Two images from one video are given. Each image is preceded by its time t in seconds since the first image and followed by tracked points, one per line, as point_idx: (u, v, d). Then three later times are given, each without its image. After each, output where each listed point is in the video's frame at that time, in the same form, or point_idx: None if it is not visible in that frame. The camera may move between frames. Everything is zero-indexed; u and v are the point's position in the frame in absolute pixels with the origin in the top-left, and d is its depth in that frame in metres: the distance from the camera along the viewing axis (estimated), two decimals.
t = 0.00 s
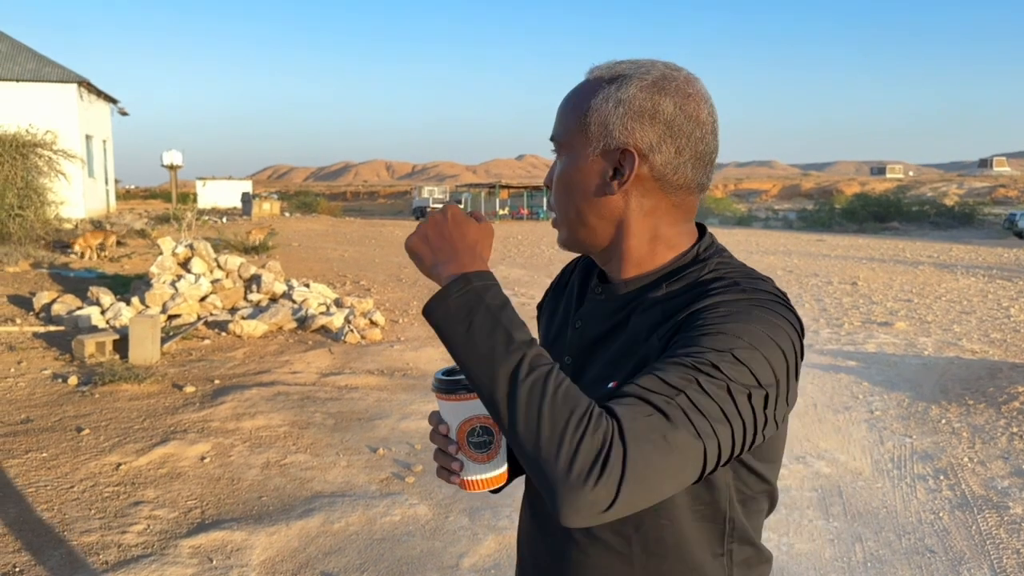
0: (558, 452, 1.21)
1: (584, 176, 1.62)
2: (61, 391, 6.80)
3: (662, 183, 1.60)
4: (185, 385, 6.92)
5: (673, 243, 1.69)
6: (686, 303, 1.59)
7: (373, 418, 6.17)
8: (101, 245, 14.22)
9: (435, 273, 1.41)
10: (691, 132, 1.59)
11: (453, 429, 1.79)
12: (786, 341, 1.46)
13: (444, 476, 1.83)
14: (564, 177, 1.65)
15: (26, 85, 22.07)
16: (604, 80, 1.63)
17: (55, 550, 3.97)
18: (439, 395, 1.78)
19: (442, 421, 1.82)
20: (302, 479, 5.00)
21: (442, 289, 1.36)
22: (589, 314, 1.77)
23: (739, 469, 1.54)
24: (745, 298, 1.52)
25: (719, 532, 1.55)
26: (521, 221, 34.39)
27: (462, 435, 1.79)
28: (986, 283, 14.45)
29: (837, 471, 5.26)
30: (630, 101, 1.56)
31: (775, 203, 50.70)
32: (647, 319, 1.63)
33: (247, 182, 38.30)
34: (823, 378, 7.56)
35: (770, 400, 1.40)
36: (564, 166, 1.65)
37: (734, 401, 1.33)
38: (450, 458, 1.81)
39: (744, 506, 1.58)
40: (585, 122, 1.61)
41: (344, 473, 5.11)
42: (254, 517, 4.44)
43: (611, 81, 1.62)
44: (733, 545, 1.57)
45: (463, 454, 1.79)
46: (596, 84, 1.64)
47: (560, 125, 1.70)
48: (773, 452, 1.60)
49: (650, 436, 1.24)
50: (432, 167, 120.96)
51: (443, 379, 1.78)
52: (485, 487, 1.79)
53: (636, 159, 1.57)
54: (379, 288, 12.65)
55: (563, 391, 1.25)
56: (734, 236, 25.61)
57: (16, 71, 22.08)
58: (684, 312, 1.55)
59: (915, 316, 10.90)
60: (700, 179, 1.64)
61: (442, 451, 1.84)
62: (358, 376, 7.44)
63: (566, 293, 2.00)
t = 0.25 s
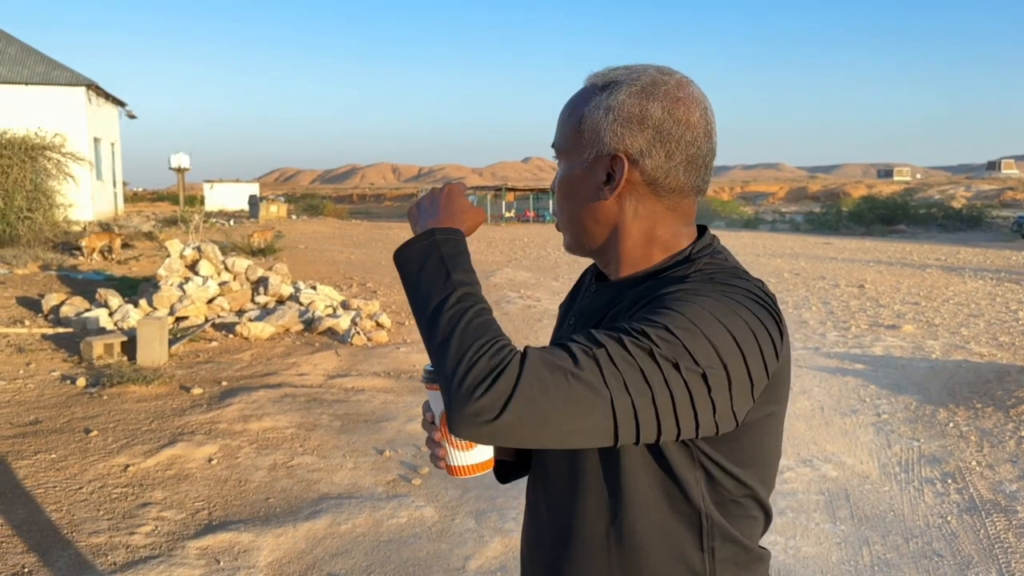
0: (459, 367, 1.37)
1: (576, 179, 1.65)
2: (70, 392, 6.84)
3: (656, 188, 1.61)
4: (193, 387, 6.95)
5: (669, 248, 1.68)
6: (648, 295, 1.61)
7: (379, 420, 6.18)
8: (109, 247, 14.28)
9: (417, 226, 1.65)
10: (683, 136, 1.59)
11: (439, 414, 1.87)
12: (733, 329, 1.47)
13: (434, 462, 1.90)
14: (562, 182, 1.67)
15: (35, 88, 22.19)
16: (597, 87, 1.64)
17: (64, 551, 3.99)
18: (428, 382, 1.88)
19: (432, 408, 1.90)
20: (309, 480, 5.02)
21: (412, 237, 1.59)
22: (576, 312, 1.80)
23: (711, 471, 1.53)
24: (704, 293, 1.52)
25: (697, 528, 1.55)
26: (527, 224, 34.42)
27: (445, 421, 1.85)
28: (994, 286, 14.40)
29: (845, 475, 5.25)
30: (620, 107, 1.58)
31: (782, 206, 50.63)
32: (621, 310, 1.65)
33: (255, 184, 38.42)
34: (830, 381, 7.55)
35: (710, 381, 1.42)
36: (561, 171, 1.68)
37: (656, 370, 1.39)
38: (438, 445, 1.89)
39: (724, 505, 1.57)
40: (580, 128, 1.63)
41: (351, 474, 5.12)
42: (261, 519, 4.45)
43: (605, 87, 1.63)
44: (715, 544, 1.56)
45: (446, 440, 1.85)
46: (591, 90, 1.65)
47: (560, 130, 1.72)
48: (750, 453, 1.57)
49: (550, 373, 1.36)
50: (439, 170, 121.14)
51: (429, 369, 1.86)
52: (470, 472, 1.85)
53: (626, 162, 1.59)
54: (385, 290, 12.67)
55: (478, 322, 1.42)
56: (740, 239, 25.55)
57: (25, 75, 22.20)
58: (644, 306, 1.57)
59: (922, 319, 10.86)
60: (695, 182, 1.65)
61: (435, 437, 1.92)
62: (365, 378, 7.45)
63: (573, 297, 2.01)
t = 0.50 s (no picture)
0: (441, 343, 1.42)
1: (575, 180, 1.65)
2: (78, 393, 6.86)
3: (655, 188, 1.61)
4: (201, 388, 6.97)
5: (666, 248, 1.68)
6: (636, 291, 1.62)
7: (387, 422, 6.19)
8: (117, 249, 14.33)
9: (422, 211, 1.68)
10: (678, 137, 1.59)
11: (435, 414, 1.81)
12: (713, 320, 1.47)
13: (433, 457, 1.87)
14: (561, 185, 1.67)
15: (44, 91, 22.30)
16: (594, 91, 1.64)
17: (73, 552, 4.01)
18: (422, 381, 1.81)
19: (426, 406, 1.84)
20: (317, 482, 5.02)
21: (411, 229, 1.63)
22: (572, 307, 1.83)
23: (700, 467, 1.54)
24: (690, 289, 1.52)
25: (690, 522, 1.55)
26: (534, 226, 34.42)
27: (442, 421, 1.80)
28: (1003, 289, 14.34)
29: (853, 478, 5.24)
30: (615, 109, 1.58)
31: (789, 208, 50.52)
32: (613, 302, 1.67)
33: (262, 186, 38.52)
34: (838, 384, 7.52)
35: (688, 373, 1.43)
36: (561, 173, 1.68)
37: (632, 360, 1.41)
38: (436, 440, 1.85)
39: (717, 500, 1.57)
40: (578, 129, 1.63)
41: (358, 476, 5.13)
42: (269, 520, 4.46)
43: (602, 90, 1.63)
44: (709, 537, 1.56)
45: (445, 440, 1.81)
46: (588, 94, 1.65)
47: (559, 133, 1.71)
48: (741, 450, 1.57)
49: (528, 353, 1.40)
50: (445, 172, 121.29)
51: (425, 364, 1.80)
52: (469, 467, 1.81)
53: (623, 163, 1.59)
54: (392, 292, 12.69)
55: (463, 304, 1.46)
56: (748, 241, 25.51)
57: (34, 77, 22.31)
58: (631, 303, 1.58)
59: (931, 322, 10.82)
60: (693, 182, 1.65)
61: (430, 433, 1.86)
62: (371, 380, 7.46)
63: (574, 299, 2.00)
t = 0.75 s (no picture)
0: (436, 352, 1.43)
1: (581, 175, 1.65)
2: (89, 394, 6.90)
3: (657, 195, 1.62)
4: (211, 390, 7.00)
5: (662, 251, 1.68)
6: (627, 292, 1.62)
7: (396, 424, 6.20)
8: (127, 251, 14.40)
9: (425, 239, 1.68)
10: (689, 146, 1.59)
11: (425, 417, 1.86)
12: (698, 323, 1.47)
13: (425, 457, 1.92)
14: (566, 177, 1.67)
15: (55, 94, 22.44)
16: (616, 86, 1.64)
17: (84, 552, 4.02)
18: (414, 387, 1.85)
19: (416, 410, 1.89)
20: (326, 484, 5.04)
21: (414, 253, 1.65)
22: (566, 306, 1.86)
23: (690, 465, 1.54)
24: (677, 291, 1.52)
25: (682, 517, 1.56)
26: (542, 229, 34.42)
27: (431, 425, 1.85)
28: (1015, 293, 14.26)
29: (863, 481, 5.22)
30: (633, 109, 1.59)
31: (798, 211, 50.38)
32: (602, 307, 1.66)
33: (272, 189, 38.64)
34: (848, 387, 7.50)
35: (675, 375, 1.43)
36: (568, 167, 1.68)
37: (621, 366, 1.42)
38: (426, 442, 1.90)
39: (708, 496, 1.57)
40: (591, 126, 1.64)
41: (367, 478, 5.14)
42: (279, 522, 4.47)
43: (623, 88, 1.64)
44: (700, 531, 1.57)
45: (434, 442, 1.86)
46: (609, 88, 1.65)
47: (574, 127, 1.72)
48: (731, 448, 1.57)
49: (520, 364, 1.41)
50: (454, 174, 121.44)
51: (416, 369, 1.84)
52: (458, 468, 1.86)
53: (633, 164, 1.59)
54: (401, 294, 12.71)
55: (458, 316, 1.48)
56: (756, 244, 25.44)
57: (46, 80, 22.46)
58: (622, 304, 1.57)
59: (941, 325, 10.77)
60: (695, 189, 1.65)
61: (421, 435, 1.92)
62: (381, 382, 7.47)
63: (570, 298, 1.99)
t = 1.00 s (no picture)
0: (448, 354, 1.40)
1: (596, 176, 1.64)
2: (99, 395, 6.93)
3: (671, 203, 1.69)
4: (220, 391, 7.02)
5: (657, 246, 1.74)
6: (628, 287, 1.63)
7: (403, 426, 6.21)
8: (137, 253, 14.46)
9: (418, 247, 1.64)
10: (704, 150, 1.69)
11: (415, 416, 1.93)
12: (704, 312, 1.50)
13: (413, 457, 1.98)
14: (578, 178, 1.64)
15: (66, 96, 22.57)
16: (637, 84, 1.64)
17: (93, 552, 4.04)
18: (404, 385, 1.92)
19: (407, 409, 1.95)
20: (334, 485, 5.04)
21: (408, 266, 1.61)
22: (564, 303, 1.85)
23: (692, 452, 1.55)
24: (681, 283, 1.53)
25: (683, 503, 1.56)
26: (550, 231, 34.44)
27: (421, 424, 1.92)
28: None
29: (872, 485, 5.20)
30: (660, 114, 1.62)
31: (806, 213, 50.27)
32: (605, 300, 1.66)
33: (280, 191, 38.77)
34: (857, 390, 7.47)
35: (686, 364, 1.45)
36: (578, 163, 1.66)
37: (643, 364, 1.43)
38: (416, 442, 1.96)
39: (709, 483, 1.58)
40: (672, 136, 1.64)
41: (375, 479, 5.15)
42: (287, 523, 4.48)
43: (644, 87, 1.63)
44: (700, 517, 1.57)
45: (424, 441, 1.92)
46: (628, 85, 1.64)
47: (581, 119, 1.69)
48: (731, 434, 1.59)
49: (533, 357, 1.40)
50: (462, 176, 121.59)
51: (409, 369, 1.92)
52: (446, 468, 1.92)
53: (655, 170, 1.63)
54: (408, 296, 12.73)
55: (465, 317, 1.46)
56: (765, 246, 25.37)
57: (57, 82, 22.59)
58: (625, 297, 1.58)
59: (951, 328, 10.72)
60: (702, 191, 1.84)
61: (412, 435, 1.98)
62: (388, 384, 7.49)
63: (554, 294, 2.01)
